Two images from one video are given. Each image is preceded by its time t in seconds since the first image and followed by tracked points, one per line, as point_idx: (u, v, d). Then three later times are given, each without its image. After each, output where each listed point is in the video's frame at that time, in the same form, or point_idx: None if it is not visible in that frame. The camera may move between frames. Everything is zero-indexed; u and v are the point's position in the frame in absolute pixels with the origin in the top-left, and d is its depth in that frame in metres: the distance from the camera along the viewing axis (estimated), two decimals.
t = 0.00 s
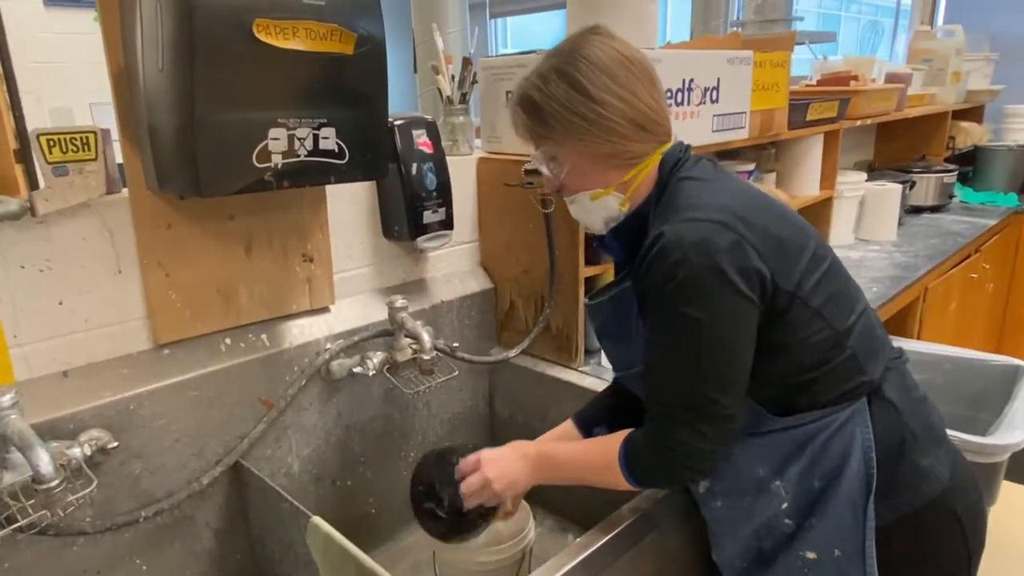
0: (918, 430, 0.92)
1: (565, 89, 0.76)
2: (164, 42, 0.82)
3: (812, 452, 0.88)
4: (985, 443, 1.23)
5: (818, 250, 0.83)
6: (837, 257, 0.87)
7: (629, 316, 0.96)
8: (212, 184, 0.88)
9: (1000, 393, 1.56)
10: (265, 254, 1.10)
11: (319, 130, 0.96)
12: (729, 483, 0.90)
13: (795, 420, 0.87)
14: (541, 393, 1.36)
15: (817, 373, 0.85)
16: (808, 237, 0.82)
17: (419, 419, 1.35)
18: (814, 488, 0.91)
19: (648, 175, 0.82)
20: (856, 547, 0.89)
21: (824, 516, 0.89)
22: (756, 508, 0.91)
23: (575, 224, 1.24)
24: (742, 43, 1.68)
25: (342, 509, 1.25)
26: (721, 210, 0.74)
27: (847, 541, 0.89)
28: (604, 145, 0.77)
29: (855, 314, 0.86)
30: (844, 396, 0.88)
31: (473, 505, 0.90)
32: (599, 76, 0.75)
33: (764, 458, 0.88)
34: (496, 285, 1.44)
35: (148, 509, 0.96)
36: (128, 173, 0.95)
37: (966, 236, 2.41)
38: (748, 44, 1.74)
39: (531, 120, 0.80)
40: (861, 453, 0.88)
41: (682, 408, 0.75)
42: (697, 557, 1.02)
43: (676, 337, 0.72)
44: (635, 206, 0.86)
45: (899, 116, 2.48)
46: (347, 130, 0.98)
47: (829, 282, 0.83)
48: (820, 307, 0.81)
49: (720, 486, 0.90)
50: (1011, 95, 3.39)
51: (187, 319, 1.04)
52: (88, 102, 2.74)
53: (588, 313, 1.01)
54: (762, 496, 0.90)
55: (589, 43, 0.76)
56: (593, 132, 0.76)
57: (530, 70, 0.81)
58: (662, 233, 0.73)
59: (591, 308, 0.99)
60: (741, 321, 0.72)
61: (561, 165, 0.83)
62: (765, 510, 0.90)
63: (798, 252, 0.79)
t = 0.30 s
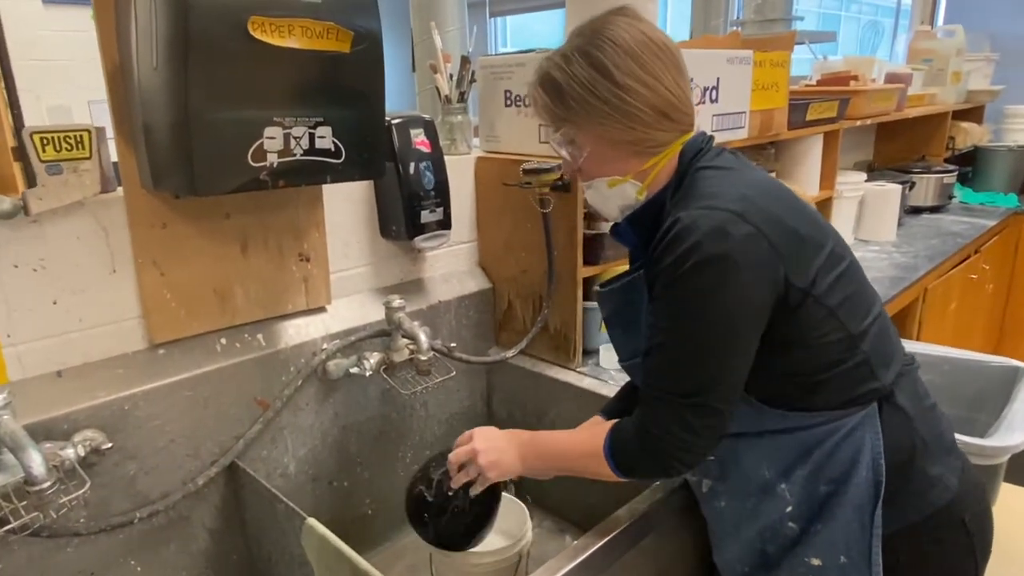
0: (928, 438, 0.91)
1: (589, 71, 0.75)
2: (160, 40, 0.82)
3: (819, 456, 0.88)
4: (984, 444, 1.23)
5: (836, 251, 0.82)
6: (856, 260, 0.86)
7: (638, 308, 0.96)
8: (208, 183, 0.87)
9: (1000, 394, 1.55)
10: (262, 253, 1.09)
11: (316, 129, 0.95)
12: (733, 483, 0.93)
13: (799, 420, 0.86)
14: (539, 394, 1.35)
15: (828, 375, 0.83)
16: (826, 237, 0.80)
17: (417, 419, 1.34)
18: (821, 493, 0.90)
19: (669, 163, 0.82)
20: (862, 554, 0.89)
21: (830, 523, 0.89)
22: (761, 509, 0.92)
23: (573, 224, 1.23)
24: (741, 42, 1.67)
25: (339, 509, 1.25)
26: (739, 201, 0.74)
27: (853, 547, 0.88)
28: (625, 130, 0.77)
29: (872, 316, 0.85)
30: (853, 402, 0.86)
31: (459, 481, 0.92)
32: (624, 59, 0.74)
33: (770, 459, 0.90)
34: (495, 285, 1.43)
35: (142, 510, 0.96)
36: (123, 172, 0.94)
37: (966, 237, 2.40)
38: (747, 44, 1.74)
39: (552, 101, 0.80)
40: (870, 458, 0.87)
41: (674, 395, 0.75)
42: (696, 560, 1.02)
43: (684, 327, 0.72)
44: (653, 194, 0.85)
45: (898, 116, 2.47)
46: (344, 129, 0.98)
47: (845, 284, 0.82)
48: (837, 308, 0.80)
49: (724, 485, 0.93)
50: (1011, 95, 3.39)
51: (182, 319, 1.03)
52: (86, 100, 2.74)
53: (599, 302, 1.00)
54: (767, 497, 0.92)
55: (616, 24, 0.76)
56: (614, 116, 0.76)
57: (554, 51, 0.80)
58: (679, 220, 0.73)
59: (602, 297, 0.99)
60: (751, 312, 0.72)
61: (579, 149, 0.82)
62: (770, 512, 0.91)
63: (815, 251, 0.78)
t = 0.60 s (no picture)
0: (926, 435, 0.91)
1: (587, 69, 0.75)
2: (160, 37, 0.82)
3: (819, 454, 0.88)
4: (983, 442, 1.23)
5: (835, 248, 0.82)
6: (855, 257, 0.86)
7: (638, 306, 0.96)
8: (208, 181, 0.87)
9: (999, 393, 1.55)
10: (262, 251, 1.09)
11: (316, 126, 0.95)
12: (733, 482, 0.92)
13: (801, 419, 0.87)
14: (539, 392, 1.36)
15: (828, 372, 0.83)
16: (825, 233, 0.81)
17: (417, 417, 1.34)
18: (820, 490, 0.90)
19: (667, 161, 0.82)
20: (861, 550, 0.89)
21: (830, 520, 0.89)
22: (761, 508, 0.92)
23: (573, 224, 1.24)
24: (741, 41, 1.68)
25: (339, 507, 1.25)
26: (738, 198, 0.74)
27: (853, 545, 0.89)
28: (622, 128, 0.77)
29: (871, 313, 0.85)
30: (852, 399, 0.86)
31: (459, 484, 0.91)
32: (621, 57, 0.74)
33: (770, 457, 0.90)
34: (495, 283, 1.43)
35: (142, 507, 0.96)
36: (123, 169, 0.94)
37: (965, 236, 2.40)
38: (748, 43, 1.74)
39: (550, 100, 0.80)
40: (870, 456, 0.87)
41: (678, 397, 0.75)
42: (695, 558, 1.02)
43: (684, 324, 0.72)
44: (651, 193, 0.86)
45: (898, 115, 2.47)
46: (344, 127, 0.98)
47: (845, 281, 0.82)
48: (836, 304, 0.80)
49: (724, 484, 0.92)
50: (1011, 95, 3.39)
51: (182, 316, 1.03)
52: (85, 97, 2.74)
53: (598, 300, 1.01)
54: (767, 496, 0.92)
55: (614, 24, 0.76)
56: (611, 114, 0.76)
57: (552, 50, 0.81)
58: (678, 218, 0.73)
59: (601, 295, 0.99)
60: (751, 309, 0.72)
61: (577, 147, 0.83)
62: (769, 510, 0.92)
63: (814, 248, 0.78)
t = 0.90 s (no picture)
0: (926, 434, 0.91)
1: (587, 68, 0.76)
2: (161, 37, 0.82)
3: (817, 452, 0.88)
4: (983, 442, 1.23)
5: (833, 245, 0.82)
6: (852, 255, 0.86)
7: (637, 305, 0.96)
8: (209, 180, 0.87)
9: (998, 394, 1.55)
10: (263, 251, 1.09)
11: (317, 126, 0.95)
12: (732, 481, 0.93)
13: (797, 415, 0.87)
14: (539, 392, 1.36)
15: (824, 369, 0.84)
16: (822, 231, 0.81)
17: (417, 416, 1.34)
18: (818, 488, 0.91)
19: (665, 160, 0.82)
20: (860, 548, 0.89)
21: (829, 517, 0.89)
22: (759, 507, 0.92)
23: (573, 224, 1.24)
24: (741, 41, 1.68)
25: (339, 507, 1.25)
26: (735, 196, 0.74)
27: (852, 543, 0.89)
28: (621, 127, 0.77)
29: (868, 311, 0.85)
30: (850, 396, 0.87)
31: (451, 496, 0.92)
32: (622, 56, 0.74)
33: (768, 456, 0.90)
34: (495, 283, 1.43)
35: (143, 507, 0.96)
36: (124, 168, 0.94)
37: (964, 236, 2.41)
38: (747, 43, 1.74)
39: (551, 99, 0.80)
40: (868, 453, 0.87)
41: (673, 391, 0.75)
42: (695, 557, 1.02)
43: (679, 320, 0.72)
44: (650, 191, 0.86)
45: (897, 115, 2.48)
46: (345, 126, 0.98)
47: (842, 279, 0.82)
48: (833, 302, 0.81)
49: (723, 483, 0.93)
50: (1010, 95, 3.39)
51: (182, 316, 1.03)
52: (86, 97, 2.75)
53: (597, 299, 1.01)
54: (766, 494, 0.92)
55: (616, 24, 0.76)
56: (611, 112, 0.76)
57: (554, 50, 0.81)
58: (675, 215, 0.74)
59: (600, 294, 0.99)
60: (747, 306, 0.72)
61: (577, 146, 0.83)
62: (768, 508, 0.92)
63: (811, 245, 0.78)
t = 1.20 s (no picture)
0: (930, 435, 0.91)
1: (597, 63, 0.76)
2: (163, 37, 0.82)
3: (823, 453, 0.88)
4: (984, 443, 1.23)
5: (838, 244, 0.82)
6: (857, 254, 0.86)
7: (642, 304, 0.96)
8: (211, 179, 0.87)
9: (998, 394, 1.55)
10: (264, 251, 1.09)
11: (319, 126, 0.95)
12: (737, 481, 0.93)
13: (803, 415, 0.87)
14: (540, 392, 1.36)
15: (829, 368, 0.83)
16: (828, 230, 0.81)
17: (418, 417, 1.34)
18: (824, 489, 0.90)
19: (672, 158, 0.83)
20: (866, 550, 0.89)
21: (835, 519, 0.90)
22: (764, 507, 0.92)
23: (574, 225, 1.24)
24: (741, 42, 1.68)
25: (340, 508, 1.25)
26: (742, 192, 0.74)
27: (858, 544, 0.89)
28: (629, 123, 0.77)
29: (873, 310, 0.85)
30: (855, 398, 0.86)
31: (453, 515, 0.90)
32: (632, 52, 0.75)
33: (773, 457, 0.90)
34: (496, 283, 1.43)
35: (144, 507, 0.96)
36: (125, 168, 0.94)
37: (963, 237, 2.41)
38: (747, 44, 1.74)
39: (560, 94, 0.81)
40: (875, 455, 0.87)
41: (680, 389, 0.75)
42: (698, 558, 1.02)
43: (685, 317, 0.72)
44: (657, 188, 0.86)
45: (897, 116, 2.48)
46: (346, 126, 0.98)
47: (847, 278, 0.82)
48: (839, 301, 0.81)
49: (728, 483, 0.93)
50: (1009, 96, 3.40)
51: (183, 316, 1.03)
52: (86, 98, 2.74)
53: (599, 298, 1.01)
54: (771, 494, 0.92)
55: (628, 21, 0.77)
56: (620, 108, 0.76)
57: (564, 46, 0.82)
58: (681, 211, 0.74)
59: (603, 293, 0.99)
60: (754, 304, 0.72)
61: (586, 142, 0.83)
62: (773, 509, 0.92)
63: (816, 245, 0.78)
